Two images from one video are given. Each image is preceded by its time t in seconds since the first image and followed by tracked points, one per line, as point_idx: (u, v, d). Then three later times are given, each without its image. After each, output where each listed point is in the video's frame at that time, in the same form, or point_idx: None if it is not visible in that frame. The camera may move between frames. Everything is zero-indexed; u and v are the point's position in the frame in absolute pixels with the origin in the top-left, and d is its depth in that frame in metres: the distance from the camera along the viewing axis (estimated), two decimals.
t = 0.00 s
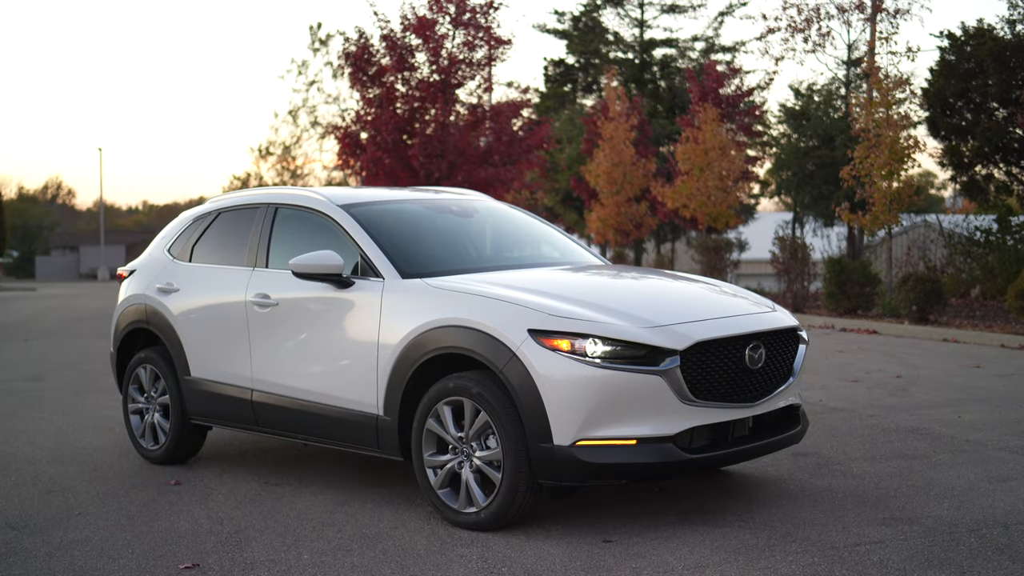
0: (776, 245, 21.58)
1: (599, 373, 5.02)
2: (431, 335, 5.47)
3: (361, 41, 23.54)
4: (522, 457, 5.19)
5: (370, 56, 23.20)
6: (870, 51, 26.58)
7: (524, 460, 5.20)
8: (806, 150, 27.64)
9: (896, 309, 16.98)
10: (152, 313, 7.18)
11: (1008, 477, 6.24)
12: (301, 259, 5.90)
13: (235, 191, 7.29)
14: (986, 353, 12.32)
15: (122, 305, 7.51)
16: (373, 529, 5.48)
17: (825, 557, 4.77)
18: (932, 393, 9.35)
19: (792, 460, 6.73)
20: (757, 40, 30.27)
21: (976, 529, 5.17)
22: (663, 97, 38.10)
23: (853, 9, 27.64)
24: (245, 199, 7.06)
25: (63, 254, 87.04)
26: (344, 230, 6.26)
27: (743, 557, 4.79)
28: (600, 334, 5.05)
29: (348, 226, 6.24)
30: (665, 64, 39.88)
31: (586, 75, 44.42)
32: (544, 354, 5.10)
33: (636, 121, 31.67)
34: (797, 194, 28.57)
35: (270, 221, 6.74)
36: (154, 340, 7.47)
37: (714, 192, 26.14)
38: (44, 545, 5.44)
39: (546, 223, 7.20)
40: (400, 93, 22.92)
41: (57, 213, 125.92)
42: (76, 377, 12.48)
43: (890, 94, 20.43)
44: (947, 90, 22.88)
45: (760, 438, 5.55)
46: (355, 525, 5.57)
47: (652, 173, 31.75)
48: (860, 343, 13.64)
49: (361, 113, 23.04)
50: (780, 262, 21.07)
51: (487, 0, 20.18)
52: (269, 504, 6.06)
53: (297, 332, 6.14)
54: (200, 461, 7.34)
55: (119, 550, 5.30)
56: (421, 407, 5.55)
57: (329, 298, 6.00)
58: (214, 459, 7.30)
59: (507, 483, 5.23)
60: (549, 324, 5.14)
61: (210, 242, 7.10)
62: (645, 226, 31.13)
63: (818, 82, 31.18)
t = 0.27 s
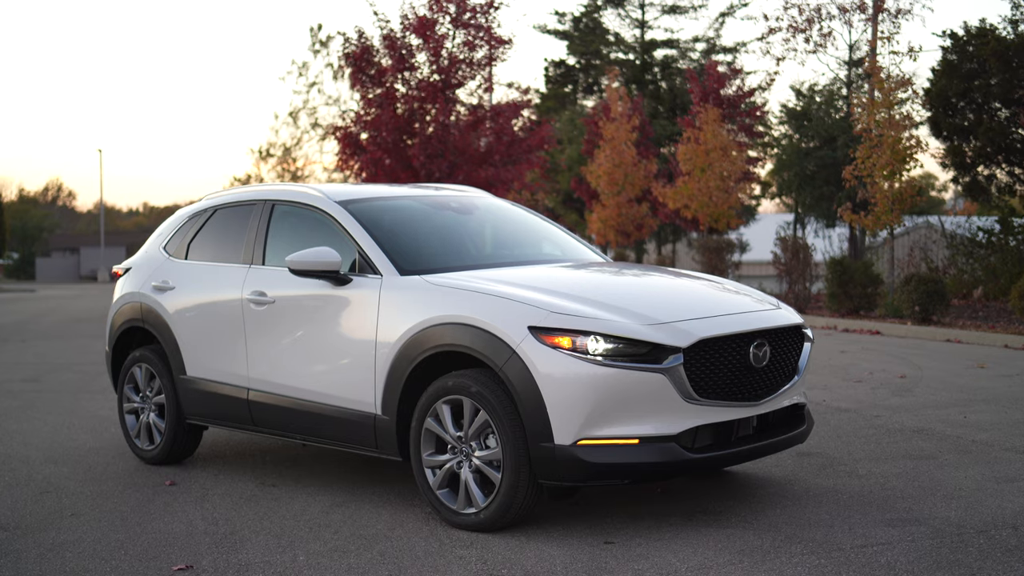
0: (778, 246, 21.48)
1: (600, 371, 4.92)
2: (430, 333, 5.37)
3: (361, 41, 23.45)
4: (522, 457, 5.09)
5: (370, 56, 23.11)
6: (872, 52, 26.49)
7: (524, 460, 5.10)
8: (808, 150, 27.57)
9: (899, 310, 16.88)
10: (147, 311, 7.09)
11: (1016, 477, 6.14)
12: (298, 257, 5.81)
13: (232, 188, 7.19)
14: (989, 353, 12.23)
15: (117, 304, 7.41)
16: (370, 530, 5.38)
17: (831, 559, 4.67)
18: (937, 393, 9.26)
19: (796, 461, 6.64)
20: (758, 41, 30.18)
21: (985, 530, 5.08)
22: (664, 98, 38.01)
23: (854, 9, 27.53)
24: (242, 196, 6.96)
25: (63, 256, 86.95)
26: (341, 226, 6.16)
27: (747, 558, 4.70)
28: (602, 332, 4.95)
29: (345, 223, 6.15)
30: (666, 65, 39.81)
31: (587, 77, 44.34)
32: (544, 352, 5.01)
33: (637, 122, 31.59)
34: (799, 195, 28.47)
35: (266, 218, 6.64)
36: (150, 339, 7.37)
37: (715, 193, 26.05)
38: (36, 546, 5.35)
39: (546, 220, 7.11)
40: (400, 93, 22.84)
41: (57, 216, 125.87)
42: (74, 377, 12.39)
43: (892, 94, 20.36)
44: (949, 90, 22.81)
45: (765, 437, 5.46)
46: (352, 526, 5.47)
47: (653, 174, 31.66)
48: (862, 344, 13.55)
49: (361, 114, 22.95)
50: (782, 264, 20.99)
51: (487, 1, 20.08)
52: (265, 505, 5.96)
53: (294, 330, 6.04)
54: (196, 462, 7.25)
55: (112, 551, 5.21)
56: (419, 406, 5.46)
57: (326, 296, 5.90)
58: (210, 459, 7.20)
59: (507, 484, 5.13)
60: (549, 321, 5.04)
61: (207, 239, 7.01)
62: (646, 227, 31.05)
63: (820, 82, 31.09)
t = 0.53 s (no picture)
0: (780, 246, 21.38)
1: (605, 368, 4.82)
2: (431, 329, 5.26)
3: (361, 40, 23.35)
4: (525, 456, 4.99)
5: (370, 55, 23.01)
6: (874, 51, 26.39)
7: (527, 459, 4.99)
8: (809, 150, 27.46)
9: (902, 310, 16.77)
10: (144, 309, 6.98)
11: None
12: (297, 252, 5.71)
13: (230, 183, 7.09)
14: (994, 353, 12.13)
15: (114, 301, 7.31)
16: (370, 531, 5.28)
17: (841, 559, 4.57)
18: (943, 392, 9.15)
19: (803, 460, 6.54)
20: (760, 40, 30.07)
21: (997, 530, 4.97)
22: (665, 98, 37.90)
23: (856, 8, 27.41)
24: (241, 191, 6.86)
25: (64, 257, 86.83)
26: (341, 221, 6.06)
27: (756, 559, 4.59)
28: (607, 328, 4.85)
29: (344, 218, 6.04)
30: (667, 64, 39.71)
31: (587, 77, 44.24)
32: (548, 349, 4.91)
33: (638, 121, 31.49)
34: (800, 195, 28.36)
35: (265, 213, 6.54)
36: (147, 337, 7.27)
37: (717, 192, 25.94)
38: (29, 547, 5.25)
39: (548, 215, 7.01)
40: (400, 93, 22.74)
41: (58, 218, 125.84)
42: (72, 377, 12.28)
43: (895, 93, 20.24)
44: (952, 89, 22.70)
45: (773, 436, 5.36)
46: (352, 526, 5.37)
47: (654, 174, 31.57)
48: (866, 344, 13.44)
49: (361, 113, 22.84)
50: (784, 263, 20.88)
51: None
52: (263, 505, 5.86)
53: (292, 328, 5.94)
54: (193, 461, 7.15)
55: (107, 552, 5.11)
56: (420, 404, 5.35)
57: (326, 292, 5.80)
58: (207, 459, 7.10)
59: (510, 483, 5.03)
60: (553, 317, 4.94)
61: (204, 236, 6.90)
62: (648, 227, 30.96)
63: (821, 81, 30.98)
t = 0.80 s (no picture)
0: (782, 247, 21.29)
1: (611, 374, 4.73)
2: (433, 333, 5.17)
3: (361, 40, 23.24)
4: (529, 464, 4.89)
5: (370, 56, 22.88)
6: (876, 52, 26.30)
7: (532, 464, 4.89)
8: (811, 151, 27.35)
9: (906, 312, 16.67)
10: (141, 312, 6.88)
11: None
12: (296, 255, 5.61)
13: (228, 184, 6.99)
14: (999, 355, 12.03)
15: (111, 304, 7.20)
16: (372, 539, 5.18)
17: (854, 570, 4.47)
18: (949, 396, 9.06)
19: (810, 466, 6.45)
20: (760, 41, 29.98)
21: (1011, 539, 4.87)
22: (665, 98, 37.83)
23: (857, 8, 27.31)
24: (240, 193, 6.75)
25: (62, 258, 86.69)
26: (341, 224, 5.96)
27: (766, 570, 4.49)
28: (613, 332, 4.76)
29: (345, 220, 5.94)
30: (667, 65, 39.63)
31: (587, 77, 44.14)
32: (553, 353, 4.81)
33: (639, 122, 31.38)
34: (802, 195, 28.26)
35: (264, 215, 6.44)
36: (144, 341, 7.17)
37: (718, 193, 25.82)
38: (23, 556, 5.14)
39: (552, 217, 6.91)
40: (400, 94, 22.63)
41: (58, 219, 125.76)
42: (69, 380, 12.15)
43: (897, 94, 20.14)
44: (954, 89, 22.61)
45: (781, 442, 5.27)
46: (352, 534, 5.27)
47: (655, 175, 31.47)
48: (869, 346, 13.35)
49: (360, 114, 22.72)
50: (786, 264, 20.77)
51: None
52: (262, 512, 5.76)
53: (291, 331, 5.84)
54: (192, 467, 7.04)
55: (103, 562, 5.00)
56: (423, 409, 5.25)
57: (326, 295, 5.70)
58: (206, 464, 6.99)
59: (514, 492, 4.92)
60: (558, 321, 4.84)
61: (202, 238, 6.80)
62: (648, 228, 30.86)
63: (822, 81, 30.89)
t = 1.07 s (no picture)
0: (782, 248, 21.20)
1: (617, 377, 4.63)
2: (435, 335, 5.07)
3: (360, 40, 23.14)
4: (533, 468, 4.80)
5: (369, 55, 22.78)
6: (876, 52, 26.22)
7: (535, 470, 4.80)
8: (811, 151, 27.26)
9: (908, 312, 16.58)
10: (138, 313, 6.79)
11: None
12: (295, 255, 5.51)
13: (226, 184, 6.89)
14: (1003, 356, 11.94)
15: (107, 306, 7.11)
16: (373, 545, 5.08)
17: None
18: (955, 398, 8.97)
19: (817, 470, 6.35)
20: (760, 40, 29.89)
21: None
22: (664, 99, 37.75)
23: (857, 8, 27.23)
24: (238, 193, 6.66)
25: (60, 258, 86.53)
26: (341, 224, 5.86)
27: None
28: (619, 334, 4.67)
29: (345, 220, 5.85)
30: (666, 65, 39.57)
31: (586, 77, 44.05)
32: (558, 356, 4.72)
33: (638, 122, 31.29)
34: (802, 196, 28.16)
35: (262, 216, 6.34)
36: (141, 343, 7.07)
37: (718, 194, 25.72)
38: (16, 563, 5.04)
39: (554, 218, 6.81)
40: (399, 94, 22.54)
41: (56, 220, 125.61)
42: (66, 382, 12.06)
43: (897, 94, 20.05)
44: (954, 90, 22.53)
45: (788, 446, 5.18)
46: (353, 540, 5.18)
47: (654, 175, 31.38)
48: (871, 346, 13.27)
49: (358, 114, 22.61)
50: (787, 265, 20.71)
51: None
52: (260, 517, 5.66)
53: (290, 333, 5.75)
54: (189, 471, 6.94)
55: (98, 569, 4.91)
56: (424, 413, 5.15)
57: (325, 296, 5.60)
58: (204, 468, 6.90)
59: (518, 497, 4.83)
60: (563, 324, 4.75)
61: (199, 238, 6.71)
62: (648, 229, 30.77)
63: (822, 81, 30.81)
